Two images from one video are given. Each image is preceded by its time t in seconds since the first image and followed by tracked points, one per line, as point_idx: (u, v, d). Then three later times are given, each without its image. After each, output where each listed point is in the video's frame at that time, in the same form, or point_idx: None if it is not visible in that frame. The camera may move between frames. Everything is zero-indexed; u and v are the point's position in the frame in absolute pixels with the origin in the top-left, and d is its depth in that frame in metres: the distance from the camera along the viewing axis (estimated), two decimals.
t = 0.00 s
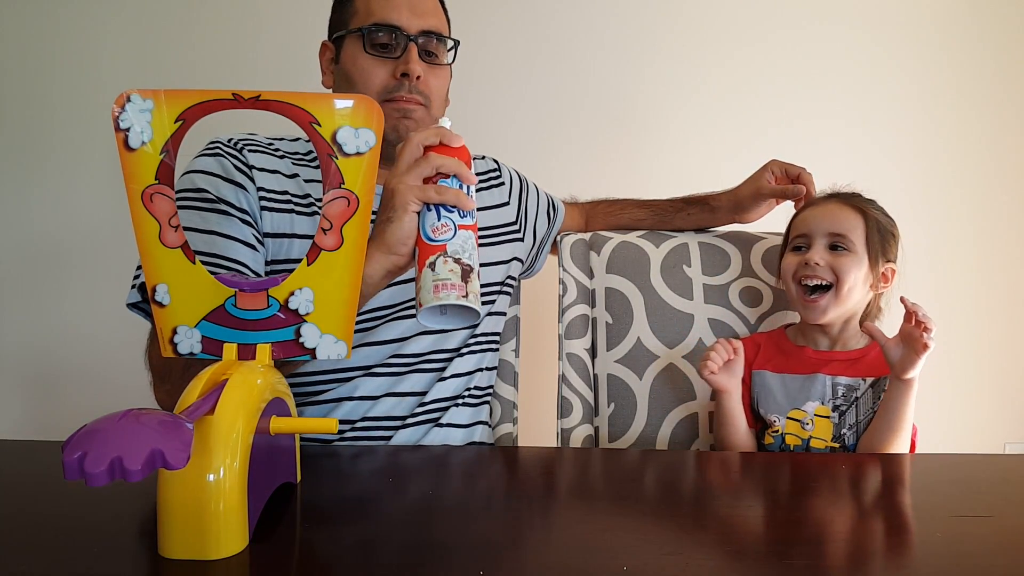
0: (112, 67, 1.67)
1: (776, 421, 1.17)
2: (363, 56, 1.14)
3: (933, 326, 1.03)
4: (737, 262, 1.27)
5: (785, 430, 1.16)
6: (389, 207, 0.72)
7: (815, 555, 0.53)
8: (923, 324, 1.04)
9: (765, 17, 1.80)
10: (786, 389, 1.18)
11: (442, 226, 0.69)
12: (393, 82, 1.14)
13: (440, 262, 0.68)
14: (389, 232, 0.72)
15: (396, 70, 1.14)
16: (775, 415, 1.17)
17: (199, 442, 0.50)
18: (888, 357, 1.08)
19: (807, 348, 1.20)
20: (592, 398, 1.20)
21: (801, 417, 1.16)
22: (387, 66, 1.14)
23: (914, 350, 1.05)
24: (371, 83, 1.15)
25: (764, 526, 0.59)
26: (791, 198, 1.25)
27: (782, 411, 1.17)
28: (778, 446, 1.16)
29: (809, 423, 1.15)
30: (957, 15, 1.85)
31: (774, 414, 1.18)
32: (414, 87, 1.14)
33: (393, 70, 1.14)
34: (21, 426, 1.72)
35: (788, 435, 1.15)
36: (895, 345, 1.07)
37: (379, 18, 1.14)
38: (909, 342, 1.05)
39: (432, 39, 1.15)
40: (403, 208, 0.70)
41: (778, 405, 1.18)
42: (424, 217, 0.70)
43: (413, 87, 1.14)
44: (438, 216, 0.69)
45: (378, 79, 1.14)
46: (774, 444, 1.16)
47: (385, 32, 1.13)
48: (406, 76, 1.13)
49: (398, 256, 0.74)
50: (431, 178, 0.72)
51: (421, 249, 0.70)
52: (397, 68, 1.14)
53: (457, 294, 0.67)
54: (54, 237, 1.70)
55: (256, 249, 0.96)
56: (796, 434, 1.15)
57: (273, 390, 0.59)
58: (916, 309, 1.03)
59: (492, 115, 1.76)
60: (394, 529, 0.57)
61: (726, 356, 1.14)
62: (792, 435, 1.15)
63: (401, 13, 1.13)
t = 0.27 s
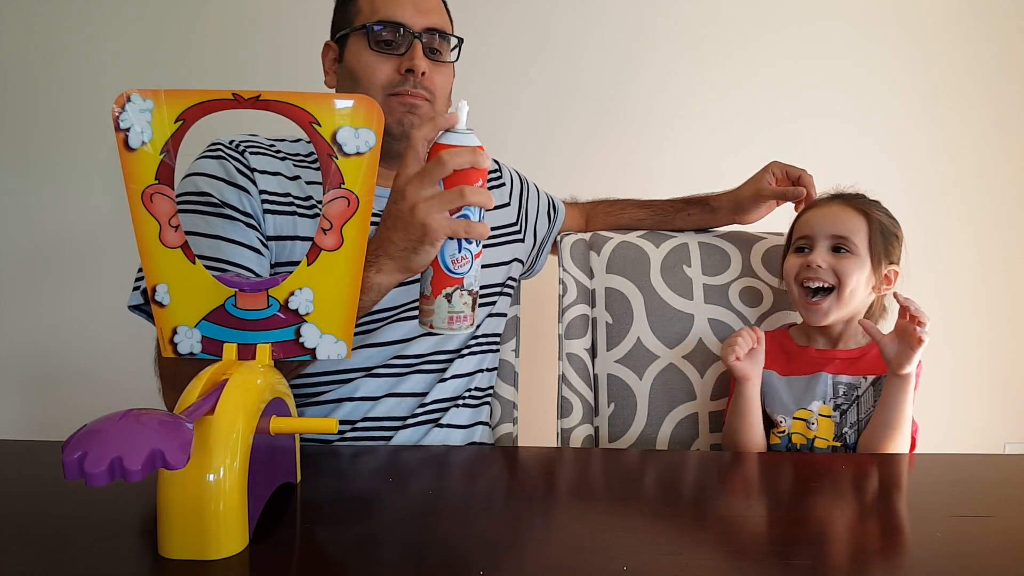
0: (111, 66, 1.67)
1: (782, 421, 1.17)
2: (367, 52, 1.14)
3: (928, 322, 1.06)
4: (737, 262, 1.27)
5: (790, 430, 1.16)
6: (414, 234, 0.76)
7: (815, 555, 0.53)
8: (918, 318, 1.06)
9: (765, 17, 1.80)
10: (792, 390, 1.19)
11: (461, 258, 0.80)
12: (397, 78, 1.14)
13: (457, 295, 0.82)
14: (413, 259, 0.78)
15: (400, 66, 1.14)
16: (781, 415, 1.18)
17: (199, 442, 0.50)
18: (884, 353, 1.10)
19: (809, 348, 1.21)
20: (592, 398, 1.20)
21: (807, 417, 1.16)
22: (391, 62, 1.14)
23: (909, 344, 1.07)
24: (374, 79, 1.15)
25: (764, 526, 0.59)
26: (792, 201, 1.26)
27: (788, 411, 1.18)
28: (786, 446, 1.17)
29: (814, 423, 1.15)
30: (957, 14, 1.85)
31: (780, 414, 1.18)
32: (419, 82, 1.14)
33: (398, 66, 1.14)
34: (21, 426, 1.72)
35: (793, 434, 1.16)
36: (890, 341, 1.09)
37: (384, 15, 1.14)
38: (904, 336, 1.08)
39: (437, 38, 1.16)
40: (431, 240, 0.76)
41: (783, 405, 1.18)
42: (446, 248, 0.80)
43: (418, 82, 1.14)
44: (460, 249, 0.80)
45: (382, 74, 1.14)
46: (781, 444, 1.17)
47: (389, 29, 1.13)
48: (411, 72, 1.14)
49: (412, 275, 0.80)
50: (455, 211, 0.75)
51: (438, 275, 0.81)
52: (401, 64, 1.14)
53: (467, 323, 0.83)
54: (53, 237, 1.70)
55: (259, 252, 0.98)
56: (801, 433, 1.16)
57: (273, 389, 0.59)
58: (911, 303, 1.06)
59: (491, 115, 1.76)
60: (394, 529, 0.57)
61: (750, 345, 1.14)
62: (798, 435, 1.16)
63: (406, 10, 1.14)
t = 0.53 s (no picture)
0: (111, 67, 1.67)
1: (788, 415, 1.17)
2: (371, 50, 1.14)
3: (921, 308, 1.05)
4: (737, 262, 1.27)
5: (796, 424, 1.16)
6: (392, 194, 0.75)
7: (814, 555, 0.53)
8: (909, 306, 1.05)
9: (765, 17, 1.80)
10: (796, 385, 1.19)
11: (437, 220, 0.74)
12: (399, 74, 1.14)
13: (431, 258, 0.75)
14: (388, 217, 0.76)
15: (403, 63, 1.14)
16: (787, 410, 1.17)
17: (199, 442, 0.50)
18: (883, 344, 1.09)
19: (812, 343, 1.21)
20: (592, 398, 1.20)
21: (812, 411, 1.16)
22: (394, 59, 1.14)
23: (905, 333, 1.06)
24: (377, 75, 1.14)
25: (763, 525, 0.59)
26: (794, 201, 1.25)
27: (793, 406, 1.17)
28: (791, 440, 1.16)
29: (819, 417, 1.15)
30: (956, 15, 1.85)
31: (785, 409, 1.17)
32: (421, 79, 1.13)
33: (400, 64, 1.14)
34: (20, 426, 1.72)
35: (799, 428, 1.16)
36: (888, 332, 1.08)
37: (388, 14, 1.14)
38: (901, 326, 1.06)
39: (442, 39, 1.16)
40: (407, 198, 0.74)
41: (788, 401, 1.18)
42: (422, 209, 0.74)
43: (420, 79, 1.13)
44: (434, 212, 0.74)
45: (384, 71, 1.14)
46: (787, 438, 1.16)
47: (393, 27, 1.13)
48: (413, 68, 1.13)
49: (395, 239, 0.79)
50: (431, 170, 0.73)
51: (414, 237, 0.75)
52: (404, 61, 1.13)
53: (443, 290, 0.76)
54: (52, 237, 1.70)
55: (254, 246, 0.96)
56: (807, 427, 1.15)
57: (273, 389, 0.59)
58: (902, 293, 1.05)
59: (491, 115, 1.76)
60: (394, 529, 0.57)
61: (785, 329, 1.11)
62: (803, 429, 1.15)
63: (411, 9, 1.14)
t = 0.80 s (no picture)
0: (112, 66, 1.67)
1: (778, 426, 1.17)
2: (366, 56, 1.17)
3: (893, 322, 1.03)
4: (737, 263, 1.27)
5: (787, 434, 1.16)
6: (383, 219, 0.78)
7: (813, 555, 0.53)
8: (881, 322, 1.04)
9: (765, 15, 1.80)
10: (784, 394, 1.19)
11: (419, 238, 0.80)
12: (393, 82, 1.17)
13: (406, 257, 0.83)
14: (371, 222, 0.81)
15: (397, 71, 1.17)
16: (776, 420, 1.17)
17: (199, 442, 0.50)
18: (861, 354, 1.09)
19: (799, 350, 1.21)
20: (592, 398, 1.20)
21: (801, 420, 1.17)
22: (389, 66, 1.17)
23: (881, 343, 1.05)
24: (371, 82, 1.17)
25: (762, 526, 0.59)
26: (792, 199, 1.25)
27: (782, 416, 1.17)
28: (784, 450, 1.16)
29: (808, 425, 1.16)
30: (955, 14, 1.85)
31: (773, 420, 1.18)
32: (415, 88, 1.17)
33: (395, 71, 1.17)
34: (20, 425, 1.72)
35: (790, 438, 1.16)
36: (865, 343, 1.08)
37: (384, 21, 1.17)
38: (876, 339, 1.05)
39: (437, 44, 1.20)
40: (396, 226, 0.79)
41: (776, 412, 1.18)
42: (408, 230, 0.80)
43: (414, 88, 1.17)
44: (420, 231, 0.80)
45: (378, 78, 1.17)
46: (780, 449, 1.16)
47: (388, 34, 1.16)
48: (407, 77, 1.16)
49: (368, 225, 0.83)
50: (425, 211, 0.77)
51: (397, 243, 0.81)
52: (398, 69, 1.17)
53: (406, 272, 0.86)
54: (53, 236, 1.70)
55: (247, 238, 0.94)
56: (797, 436, 1.16)
57: (273, 389, 0.59)
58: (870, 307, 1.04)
59: (492, 114, 1.76)
60: (393, 530, 0.57)
61: (775, 350, 1.14)
62: (795, 438, 1.16)
63: (407, 17, 1.17)
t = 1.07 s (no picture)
0: (112, 66, 1.67)
1: (764, 428, 1.17)
2: (378, 72, 1.19)
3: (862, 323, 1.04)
4: (737, 263, 1.27)
5: (774, 437, 1.16)
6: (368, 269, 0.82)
7: (813, 555, 0.53)
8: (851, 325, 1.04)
9: (765, 15, 1.80)
10: (771, 395, 1.19)
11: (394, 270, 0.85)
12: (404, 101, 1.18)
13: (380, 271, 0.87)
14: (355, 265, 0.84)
15: (407, 89, 1.18)
16: (763, 422, 1.17)
17: (199, 442, 0.50)
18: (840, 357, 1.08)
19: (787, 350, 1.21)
20: (592, 398, 1.20)
21: (788, 421, 1.16)
22: (399, 84, 1.18)
23: (859, 347, 1.05)
24: (383, 99, 1.19)
25: (762, 525, 0.59)
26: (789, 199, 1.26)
27: (768, 418, 1.18)
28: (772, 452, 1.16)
29: (796, 427, 1.16)
30: (955, 14, 1.85)
31: (760, 421, 1.18)
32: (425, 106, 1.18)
33: (406, 90, 1.18)
34: (20, 425, 1.72)
35: (777, 440, 1.16)
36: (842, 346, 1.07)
37: (396, 36, 1.19)
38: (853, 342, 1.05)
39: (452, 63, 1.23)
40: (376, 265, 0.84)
41: (763, 412, 1.18)
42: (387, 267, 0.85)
43: (424, 107, 1.18)
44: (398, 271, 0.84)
45: (389, 96, 1.18)
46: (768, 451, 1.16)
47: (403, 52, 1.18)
48: (418, 97, 1.18)
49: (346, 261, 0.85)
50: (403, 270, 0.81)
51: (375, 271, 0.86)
52: (409, 87, 1.18)
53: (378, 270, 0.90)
54: (53, 236, 1.70)
55: (237, 243, 0.93)
56: (784, 438, 1.16)
57: (273, 389, 0.59)
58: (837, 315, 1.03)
59: (493, 114, 1.76)
60: (393, 530, 0.57)
61: (745, 360, 1.14)
62: (781, 440, 1.15)
63: (420, 33, 1.20)
